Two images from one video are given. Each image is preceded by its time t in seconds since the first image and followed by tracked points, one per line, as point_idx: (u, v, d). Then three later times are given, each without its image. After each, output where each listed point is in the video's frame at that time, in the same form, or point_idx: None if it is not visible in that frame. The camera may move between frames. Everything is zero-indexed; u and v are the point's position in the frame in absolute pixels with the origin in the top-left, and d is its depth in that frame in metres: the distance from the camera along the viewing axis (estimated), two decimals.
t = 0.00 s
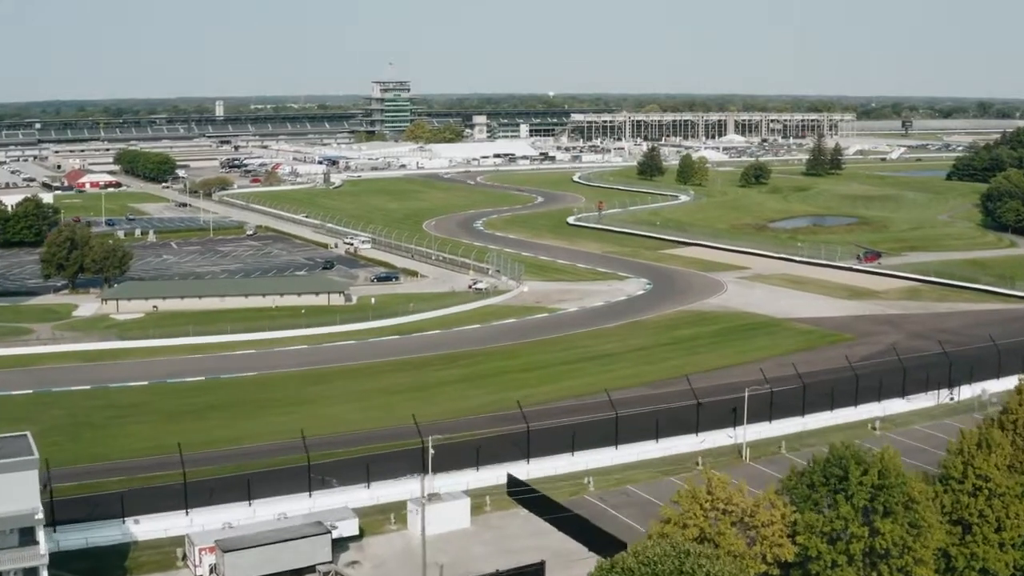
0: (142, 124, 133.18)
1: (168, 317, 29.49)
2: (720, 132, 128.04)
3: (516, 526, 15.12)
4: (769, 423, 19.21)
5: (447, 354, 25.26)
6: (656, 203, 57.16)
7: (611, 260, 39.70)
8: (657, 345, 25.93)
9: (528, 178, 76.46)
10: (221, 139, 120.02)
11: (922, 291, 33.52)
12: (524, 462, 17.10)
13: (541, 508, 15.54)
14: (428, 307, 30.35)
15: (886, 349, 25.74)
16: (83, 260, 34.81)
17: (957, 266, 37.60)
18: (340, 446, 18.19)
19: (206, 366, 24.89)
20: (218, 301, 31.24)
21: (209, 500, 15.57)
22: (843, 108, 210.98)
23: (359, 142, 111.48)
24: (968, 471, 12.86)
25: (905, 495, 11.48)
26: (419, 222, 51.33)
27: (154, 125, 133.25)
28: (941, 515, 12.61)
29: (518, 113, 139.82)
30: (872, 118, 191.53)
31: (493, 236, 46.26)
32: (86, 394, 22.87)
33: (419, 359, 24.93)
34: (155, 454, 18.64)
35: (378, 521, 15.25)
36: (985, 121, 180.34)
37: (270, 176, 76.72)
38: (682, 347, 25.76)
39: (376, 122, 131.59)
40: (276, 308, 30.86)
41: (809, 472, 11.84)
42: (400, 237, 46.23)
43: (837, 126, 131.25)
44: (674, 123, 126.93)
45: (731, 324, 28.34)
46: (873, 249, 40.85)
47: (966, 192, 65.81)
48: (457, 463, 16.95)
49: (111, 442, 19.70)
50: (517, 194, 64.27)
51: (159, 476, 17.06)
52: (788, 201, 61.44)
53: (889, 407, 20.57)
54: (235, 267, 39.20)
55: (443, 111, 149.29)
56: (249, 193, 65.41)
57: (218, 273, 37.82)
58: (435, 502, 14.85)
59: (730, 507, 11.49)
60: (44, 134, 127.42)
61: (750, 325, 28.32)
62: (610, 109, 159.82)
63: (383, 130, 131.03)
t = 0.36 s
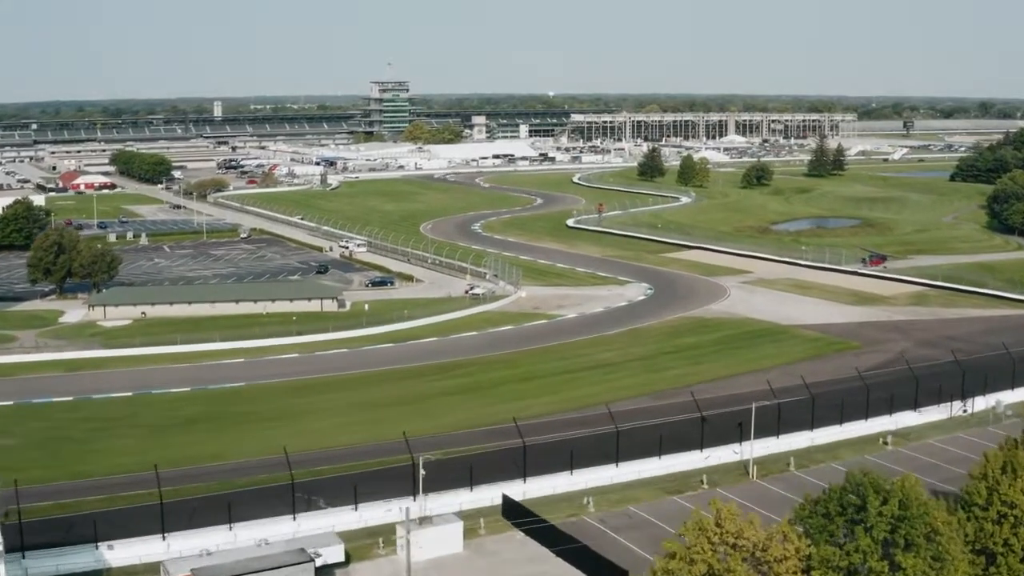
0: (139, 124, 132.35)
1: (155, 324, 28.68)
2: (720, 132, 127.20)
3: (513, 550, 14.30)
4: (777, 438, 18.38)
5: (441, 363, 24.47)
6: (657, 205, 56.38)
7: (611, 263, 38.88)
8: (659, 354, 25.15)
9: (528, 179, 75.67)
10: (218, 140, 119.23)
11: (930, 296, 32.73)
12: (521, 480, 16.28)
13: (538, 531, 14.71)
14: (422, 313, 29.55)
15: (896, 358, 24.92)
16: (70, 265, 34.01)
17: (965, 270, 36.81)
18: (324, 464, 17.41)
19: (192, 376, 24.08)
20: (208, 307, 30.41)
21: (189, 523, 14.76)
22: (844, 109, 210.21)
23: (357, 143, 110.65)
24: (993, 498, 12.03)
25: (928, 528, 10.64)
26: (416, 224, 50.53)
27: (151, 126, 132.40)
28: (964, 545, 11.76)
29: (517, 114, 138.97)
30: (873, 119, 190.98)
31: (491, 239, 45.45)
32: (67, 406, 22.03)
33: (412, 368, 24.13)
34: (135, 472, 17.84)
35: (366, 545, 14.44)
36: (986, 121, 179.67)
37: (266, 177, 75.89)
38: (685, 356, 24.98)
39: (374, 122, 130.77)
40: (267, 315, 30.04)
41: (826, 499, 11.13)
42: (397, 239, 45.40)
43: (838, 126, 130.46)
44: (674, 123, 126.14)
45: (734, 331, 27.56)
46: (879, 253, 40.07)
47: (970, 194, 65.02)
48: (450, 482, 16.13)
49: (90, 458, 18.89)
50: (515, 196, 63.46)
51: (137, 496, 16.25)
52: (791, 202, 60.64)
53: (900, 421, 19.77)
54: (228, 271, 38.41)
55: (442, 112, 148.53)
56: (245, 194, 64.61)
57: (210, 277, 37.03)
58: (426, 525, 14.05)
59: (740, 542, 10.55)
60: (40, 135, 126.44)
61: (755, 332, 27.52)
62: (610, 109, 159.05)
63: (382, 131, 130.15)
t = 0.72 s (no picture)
0: (137, 125, 131.44)
1: (141, 332, 27.75)
2: (721, 133, 126.32)
3: None
4: (787, 456, 17.50)
5: (435, 374, 23.60)
6: (658, 207, 55.49)
7: (612, 268, 37.96)
8: (661, 364, 24.24)
9: (527, 181, 74.79)
10: (216, 141, 118.39)
11: (939, 302, 31.86)
12: (517, 503, 15.39)
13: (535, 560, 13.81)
14: (417, 320, 28.64)
15: (907, 370, 24.02)
16: (56, 270, 33.11)
17: (974, 275, 35.93)
18: (306, 484, 16.53)
19: (177, 387, 23.20)
20: (196, 314, 29.48)
21: (163, 551, 13.89)
22: (845, 109, 209.37)
23: (355, 143, 109.76)
24: None
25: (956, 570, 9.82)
26: (413, 227, 49.62)
27: (148, 126, 131.49)
28: None
29: (517, 114, 137.99)
30: (874, 119, 190.05)
31: (489, 242, 44.53)
32: (45, 419, 21.13)
33: (404, 379, 23.26)
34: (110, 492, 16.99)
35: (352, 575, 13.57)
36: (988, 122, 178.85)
37: (262, 178, 75.02)
38: (689, 366, 24.08)
39: (373, 123, 129.83)
40: (257, 322, 29.08)
41: (846, 537, 10.35)
42: (393, 242, 44.49)
43: (840, 126, 129.57)
44: (675, 124, 125.28)
45: (740, 339, 26.64)
46: (885, 257, 39.16)
47: (976, 195, 64.14)
48: (441, 505, 15.23)
49: (65, 475, 18.01)
50: (514, 197, 62.55)
51: (110, 519, 15.39)
52: (794, 204, 59.73)
53: (916, 436, 18.87)
54: (219, 275, 37.52)
55: (441, 112, 147.72)
56: (241, 196, 63.72)
57: (200, 283, 36.13)
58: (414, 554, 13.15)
59: None
60: (36, 135, 125.51)
61: (761, 340, 26.63)
62: (610, 109, 158.06)
63: (381, 131, 129.25)
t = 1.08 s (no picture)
0: (134, 125, 130.51)
1: (128, 339, 26.95)
2: (722, 132, 125.58)
3: None
4: (796, 473, 16.71)
5: (429, 383, 22.83)
6: (659, 208, 54.72)
7: (613, 271, 37.16)
8: (664, 373, 23.44)
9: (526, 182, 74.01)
10: (213, 141, 117.52)
11: (948, 307, 31.09)
12: (513, 526, 14.61)
13: None
14: (411, 326, 27.82)
15: (917, 380, 23.24)
16: (43, 275, 32.31)
17: (983, 278, 35.16)
18: (288, 505, 15.77)
19: (162, 397, 22.42)
20: (185, 320, 28.65)
21: None
22: (847, 109, 208.41)
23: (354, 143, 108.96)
24: None
25: None
26: (409, 228, 48.83)
27: (145, 126, 130.62)
28: None
29: (516, 114, 137.11)
30: (875, 119, 189.43)
31: (487, 244, 43.74)
32: (24, 432, 20.34)
33: (396, 389, 22.50)
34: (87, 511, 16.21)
35: None
36: (990, 122, 178.18)
37: (259, 179, 74.26)
38: (692, 375, 23.27)
39: (371, 123, 128.97)
40: (247, 329, 28.21)
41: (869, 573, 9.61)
42: (389, 244, 43.68)
43: (841, 126, 128.89)
44: (675, 124, 124.49)
45: (744, 347, 25.85)
46: (891, 260, 38.38)
47: (980, 196, 63.40)
48: (433, 528, 14.45)
49: (41, 493, 17.23)
50: (513, 198, 61.77)
51: (85, 542, 14.61)
52: (796, 206, 58.97)
53: (930, 451, 18.08)
54: (210, 279, 36.72)
55: (441, 112, 146.90)
56: (236, 197, 62.90)
57: (192, 287, 35.33)
58: None
59: None
60: (32, 135, 124.61)
61: (766, 348, 25.84)
62: (610, 109, 157.13)
63: (379, 131, 128.47)
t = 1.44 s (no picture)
0: (131, 125, 129.55)
1: (113, 347, 26.03)
2: (723, 132, 124.66)
3: None
4: (807, 497, 15.80)
5: (421, 395, 21.92)
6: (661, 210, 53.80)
7: (613, 275, 36.25)
8: (667, 384, 22.52)
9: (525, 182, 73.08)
10: (210, 141, 116.58)
11: (959, 313, 30.16)
12: (506, 557, 13.72)
13: None
14: (405, 334, 26.88)
15: (930, 393, 22.30)
16: (26, 280, 31.37)
17: (994, 283, 34.22)
18: (268, 531, 14.88)
19: (143, 410, 21.50)
20: (172, 328, 27.71)
21: None
22: (848, 109, 207.38)
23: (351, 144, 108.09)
24: None
25: None
26: (406, 231, 47.90)
27: (142, 126, 129.67)
28: None
29: (516, 113, 136.08)
30: (878, 118, 188.52)
31: (485, 247, 42.82)
32: None
33: (386, 401, 21.58)
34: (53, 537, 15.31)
35: None
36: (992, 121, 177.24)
37: (255, 180, 73.34)
38: (696, 387, 22.36)
39: (370, 123, 128.00)
40: (236, 337, 27.27)
41: None
42: (385, 246, 42.74)
43: (843, 126, 128.02)
44: (676, 123, 123.53)
45: (750, 356, 24.91)
46: (899, 264, 37.45)
47: (986, 197, 62.48)
48: (421, 559, 13.56)
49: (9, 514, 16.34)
50: (512, 200, 60.86)
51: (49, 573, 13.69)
52: (799, 207, 58.04)
53: (948, 471, 17.15)
54: (201, 284, 35.79)
55: (440, 112, 145.97)
56: (231, 198, 62.01)
57: (181, 291, 34.41)
58: None
59: None
60: (28, 135, 123.70)
61: (772, 357, 24.90)
62: (610, 109, 156.42)
63: (377, 131, 127.59)
